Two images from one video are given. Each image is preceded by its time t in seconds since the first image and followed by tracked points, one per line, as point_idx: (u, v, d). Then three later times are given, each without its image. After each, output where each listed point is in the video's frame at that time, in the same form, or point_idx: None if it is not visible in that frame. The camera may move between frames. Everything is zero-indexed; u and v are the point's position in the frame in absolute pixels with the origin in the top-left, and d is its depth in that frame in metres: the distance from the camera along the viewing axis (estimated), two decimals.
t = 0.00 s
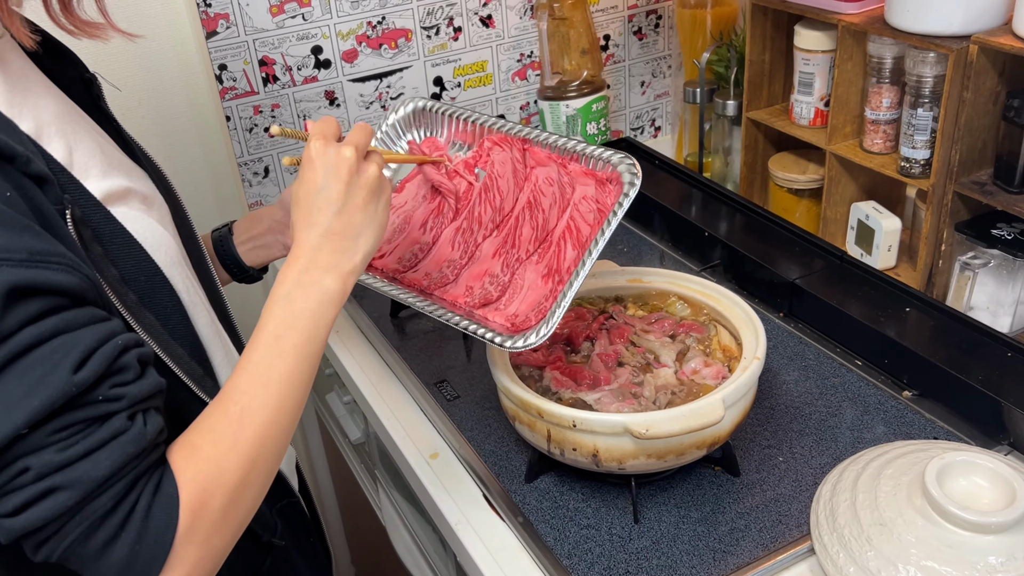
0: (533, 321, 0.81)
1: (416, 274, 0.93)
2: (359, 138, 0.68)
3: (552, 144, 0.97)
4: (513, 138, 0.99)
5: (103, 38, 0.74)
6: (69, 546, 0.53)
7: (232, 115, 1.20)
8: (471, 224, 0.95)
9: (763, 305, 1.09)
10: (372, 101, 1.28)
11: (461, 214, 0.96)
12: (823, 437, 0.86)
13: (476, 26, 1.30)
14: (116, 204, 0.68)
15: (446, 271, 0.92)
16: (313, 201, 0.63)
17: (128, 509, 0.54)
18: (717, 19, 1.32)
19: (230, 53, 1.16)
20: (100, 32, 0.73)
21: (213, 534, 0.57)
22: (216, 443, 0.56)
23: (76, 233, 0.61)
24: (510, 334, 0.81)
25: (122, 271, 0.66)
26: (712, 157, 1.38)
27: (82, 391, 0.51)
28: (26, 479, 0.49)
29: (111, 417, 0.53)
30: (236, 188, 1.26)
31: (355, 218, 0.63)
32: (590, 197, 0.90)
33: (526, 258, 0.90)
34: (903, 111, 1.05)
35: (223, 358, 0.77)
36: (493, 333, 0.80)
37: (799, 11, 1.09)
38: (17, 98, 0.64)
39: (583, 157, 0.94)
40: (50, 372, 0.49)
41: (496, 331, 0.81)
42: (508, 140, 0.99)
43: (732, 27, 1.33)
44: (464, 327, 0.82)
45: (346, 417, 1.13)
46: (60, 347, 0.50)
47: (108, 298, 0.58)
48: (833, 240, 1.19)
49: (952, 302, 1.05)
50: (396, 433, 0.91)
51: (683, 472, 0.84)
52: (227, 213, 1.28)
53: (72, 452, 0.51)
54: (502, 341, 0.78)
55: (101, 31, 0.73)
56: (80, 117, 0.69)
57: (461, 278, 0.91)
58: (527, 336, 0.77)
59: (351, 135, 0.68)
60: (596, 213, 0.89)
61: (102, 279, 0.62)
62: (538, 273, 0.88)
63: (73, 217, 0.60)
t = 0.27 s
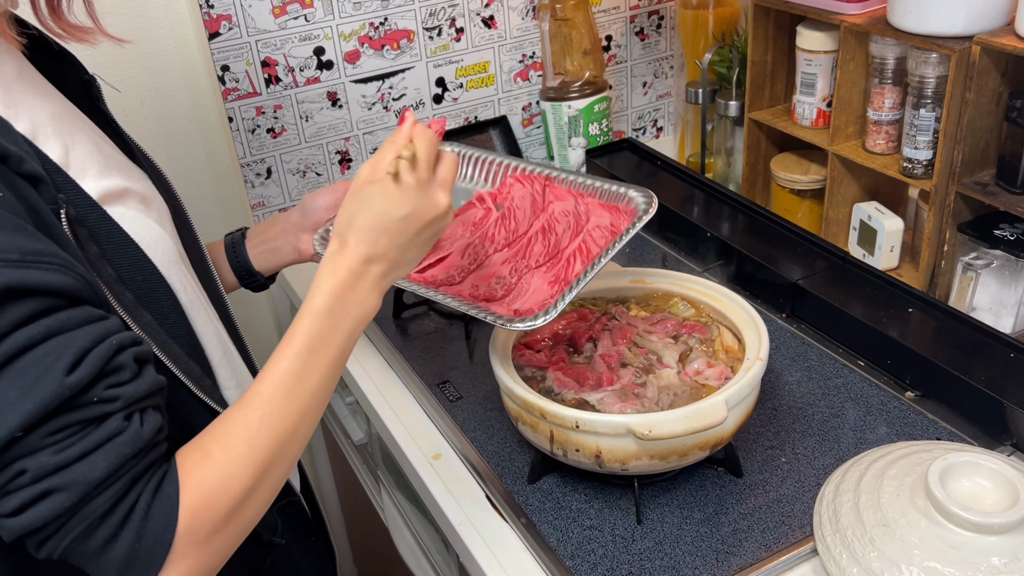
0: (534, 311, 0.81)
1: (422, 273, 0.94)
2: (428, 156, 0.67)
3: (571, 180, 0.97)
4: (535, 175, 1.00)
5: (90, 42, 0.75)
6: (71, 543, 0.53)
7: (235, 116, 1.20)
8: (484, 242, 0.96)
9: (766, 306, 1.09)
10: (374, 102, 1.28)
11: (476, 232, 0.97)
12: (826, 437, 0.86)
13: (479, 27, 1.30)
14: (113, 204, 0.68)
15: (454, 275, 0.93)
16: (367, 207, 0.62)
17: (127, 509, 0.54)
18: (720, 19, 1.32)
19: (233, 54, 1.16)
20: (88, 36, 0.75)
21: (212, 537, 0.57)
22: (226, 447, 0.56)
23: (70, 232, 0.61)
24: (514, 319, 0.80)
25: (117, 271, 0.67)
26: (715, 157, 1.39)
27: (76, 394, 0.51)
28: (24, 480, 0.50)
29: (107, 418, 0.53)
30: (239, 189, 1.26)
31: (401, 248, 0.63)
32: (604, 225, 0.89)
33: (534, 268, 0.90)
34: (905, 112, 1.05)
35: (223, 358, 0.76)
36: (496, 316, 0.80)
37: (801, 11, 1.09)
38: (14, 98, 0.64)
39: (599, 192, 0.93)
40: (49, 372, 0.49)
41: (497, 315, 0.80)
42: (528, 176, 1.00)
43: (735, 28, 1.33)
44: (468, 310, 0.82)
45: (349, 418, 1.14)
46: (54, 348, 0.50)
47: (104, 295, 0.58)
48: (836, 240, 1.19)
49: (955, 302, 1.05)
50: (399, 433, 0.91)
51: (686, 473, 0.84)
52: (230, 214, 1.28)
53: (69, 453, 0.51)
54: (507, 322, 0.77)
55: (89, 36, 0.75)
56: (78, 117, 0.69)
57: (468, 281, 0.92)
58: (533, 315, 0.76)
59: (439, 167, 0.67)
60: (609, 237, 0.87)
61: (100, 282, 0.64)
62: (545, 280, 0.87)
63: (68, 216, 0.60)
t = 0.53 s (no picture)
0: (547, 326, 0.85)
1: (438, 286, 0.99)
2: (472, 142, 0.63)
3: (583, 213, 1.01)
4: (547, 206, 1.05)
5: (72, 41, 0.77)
6: (87, 529, 0.54)
7: (237, 116, 1.20)
8: (496, 262, 1.01)
9: (769, 305, 1.10)
10: (376, 102, 1.28)
11: (490, 254, 1.03)
12: (828, 437, 0.86)
13: (480, 27, 1.30)
14: (106, 203, 0.68)
15: (468, 288, 0.98)
16: (403, 200, 0.61)
17: (139, 492, 0.54)
18: (721, 19, 1.31)
19: (234, 54, 1.16)
20: (72, 36, 0.76)
21: (226, 520, 0.57)
22: (240, 428, 0.57)
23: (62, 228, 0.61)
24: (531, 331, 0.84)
25: (110, 269, 0.67)
26: (717, 157, 1.39)
27: (74, 383, 0.51)
28: (31, 472, 0.50)
29: (109, 406, 0.53)
30: (239, 185, 1.25)
31: (425, 233, 0.64)
32: (615, 254, 0.92)
33: (547, 289, 0.93)
34: (907, 111, 1.05)
35: (218, 357, 0.76)
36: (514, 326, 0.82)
37: (803, 11, 1.09)
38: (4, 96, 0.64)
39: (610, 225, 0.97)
40: (48, 366, 0.49)
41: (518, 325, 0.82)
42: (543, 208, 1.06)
43: (736, 27, 1.33)
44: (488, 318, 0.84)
45: (351, 418, 1.14)
46: (50, 339, 0.50)
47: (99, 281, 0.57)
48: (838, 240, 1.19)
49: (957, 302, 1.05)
50: (402, 433, 0.91)
51: (689, 472, 0.84)
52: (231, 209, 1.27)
53: (73, 444, 0.51)
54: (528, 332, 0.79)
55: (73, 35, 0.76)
56: (74, 118, 0.69)
57: (483, 294, 0.96)
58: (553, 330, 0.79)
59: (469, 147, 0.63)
60: (620, 265, 0.90)
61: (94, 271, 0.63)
62: (558, 301, 0.90)
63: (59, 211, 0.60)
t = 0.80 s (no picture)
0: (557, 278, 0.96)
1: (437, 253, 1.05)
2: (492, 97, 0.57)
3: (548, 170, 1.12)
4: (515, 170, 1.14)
5: (62, 46, 0.76)
6: (80, 519, 0.52)
7: (237, 116, 1.20)
8: (480, 224, 1.08)
9: (770, 306, 1.10)
10: (377, 102, 1.28)
11: (471, 216, 1.09)
12: (830, 436, 0.86)
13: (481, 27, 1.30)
14: (104, 203, 0.68)
15: (465, 252, 1.05)
16: (409, 160, 0.56)
17: (127, 480, 0.52)
18: (722, 18, 1.31)
19: (235, 54, 1.16)
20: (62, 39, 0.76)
21: (221, 512, 0.55)
22: (234, 413, 0.54)
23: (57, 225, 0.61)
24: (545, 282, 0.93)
25: (107, 267, 0.66)
26: (718, 156, 1.39)
27: (50, 365, 0.50)
28: (13, 461, 0.49)
29: (90, 389, 0.51)
30: (238, 179, 1.25)
31: (438, 199, 0.59)
32: (592, 208, 1.06)
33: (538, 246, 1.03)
34: (908, 111, 1.05)
35: (214, 359, 0.76)
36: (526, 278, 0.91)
37: (804, 10, 1.09)
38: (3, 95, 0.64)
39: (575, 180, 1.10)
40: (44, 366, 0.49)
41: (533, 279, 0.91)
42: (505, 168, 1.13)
43: (737, 27, 1.32)
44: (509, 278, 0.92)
45: (352, 418, 1.14)
46: (26, 320, 0.49)
47: (92, 271, 0.57)
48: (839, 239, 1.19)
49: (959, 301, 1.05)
50: (403, 433, 0.91)
51: (690, 472, 0.84)
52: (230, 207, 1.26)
53: (51, 429, 0.50)
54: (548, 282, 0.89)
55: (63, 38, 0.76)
56: (73, 117, 0.70)
57: (482, 256, 1.04)
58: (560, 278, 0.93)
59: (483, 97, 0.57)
60: (599, 217, 1.04)
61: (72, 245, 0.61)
62: (553, 254, 1.01)
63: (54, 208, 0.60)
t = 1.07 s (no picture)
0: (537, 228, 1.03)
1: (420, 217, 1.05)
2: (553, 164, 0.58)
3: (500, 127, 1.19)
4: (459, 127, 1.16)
5: (77, 49, 0.76)
6: (63, 541, 0.50)
7: (238, 115, 1.20)
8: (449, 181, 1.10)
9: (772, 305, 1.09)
10: (378, 101, 1.28)
11: (437, 175, 1.10)
12: (832, 436, 0.86)
13: (482, 26, 1.30)
14: (116, 205, 0.68)
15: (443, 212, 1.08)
16: (462, 216, 0.57)
17: (119, 500, 0.51)
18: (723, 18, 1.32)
19: (236, 54, 1.16)
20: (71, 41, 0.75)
21: (211, 546, 0.53)
22: (245, 445, 0.53)
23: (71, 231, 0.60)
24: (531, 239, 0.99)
25: (118, 271, 0.65)
26: (720, 155, 1.39)
27: (48, 376, 0.49)
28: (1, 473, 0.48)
29: (88, 404, 0.51)
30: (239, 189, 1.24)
31: (484, 261, 0.59)
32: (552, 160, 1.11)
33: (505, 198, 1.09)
34: (911, 110, 1.05)
35: (221, 360, 0.76)
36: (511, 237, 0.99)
37: (806, 9, 1.09)
38: (17, 95, 0.64)
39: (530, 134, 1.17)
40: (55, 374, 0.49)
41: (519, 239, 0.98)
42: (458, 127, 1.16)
43: (738, 26, 1.33)
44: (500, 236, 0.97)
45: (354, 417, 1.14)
46: (24, 330, 0.48)
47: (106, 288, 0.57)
48: (841, 238, 1.19)
49: (961, 300, 1.05)
50: (404, 433, 0.91)
51: (692, 472, 0.84)
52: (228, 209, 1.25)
53: (43, 442, 0.49)
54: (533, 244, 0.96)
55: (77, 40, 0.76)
56: (85, 118, 0.70)
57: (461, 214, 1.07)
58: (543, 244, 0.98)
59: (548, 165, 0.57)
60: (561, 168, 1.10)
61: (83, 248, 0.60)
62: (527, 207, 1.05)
63: (68, 214, 0.60)
